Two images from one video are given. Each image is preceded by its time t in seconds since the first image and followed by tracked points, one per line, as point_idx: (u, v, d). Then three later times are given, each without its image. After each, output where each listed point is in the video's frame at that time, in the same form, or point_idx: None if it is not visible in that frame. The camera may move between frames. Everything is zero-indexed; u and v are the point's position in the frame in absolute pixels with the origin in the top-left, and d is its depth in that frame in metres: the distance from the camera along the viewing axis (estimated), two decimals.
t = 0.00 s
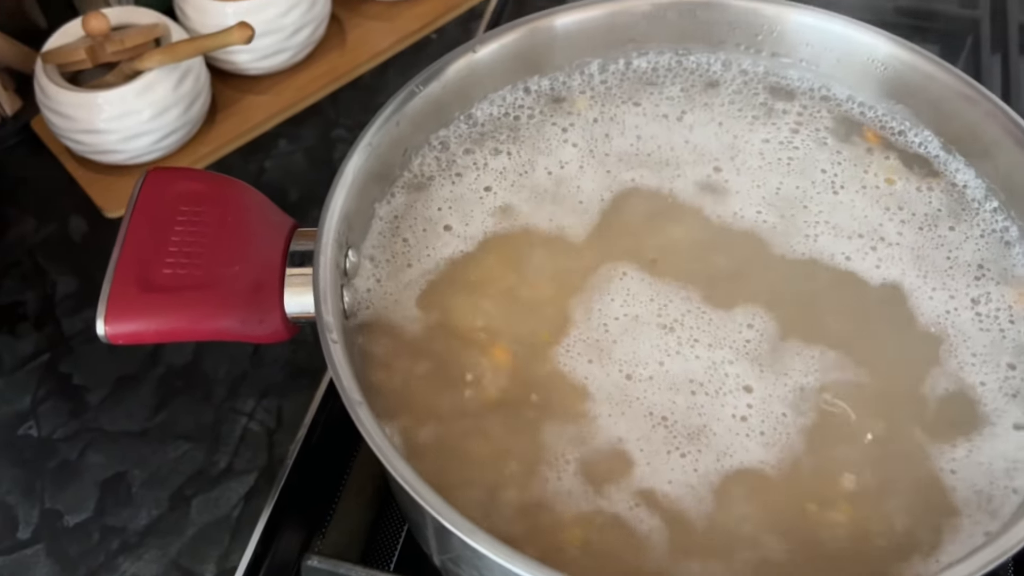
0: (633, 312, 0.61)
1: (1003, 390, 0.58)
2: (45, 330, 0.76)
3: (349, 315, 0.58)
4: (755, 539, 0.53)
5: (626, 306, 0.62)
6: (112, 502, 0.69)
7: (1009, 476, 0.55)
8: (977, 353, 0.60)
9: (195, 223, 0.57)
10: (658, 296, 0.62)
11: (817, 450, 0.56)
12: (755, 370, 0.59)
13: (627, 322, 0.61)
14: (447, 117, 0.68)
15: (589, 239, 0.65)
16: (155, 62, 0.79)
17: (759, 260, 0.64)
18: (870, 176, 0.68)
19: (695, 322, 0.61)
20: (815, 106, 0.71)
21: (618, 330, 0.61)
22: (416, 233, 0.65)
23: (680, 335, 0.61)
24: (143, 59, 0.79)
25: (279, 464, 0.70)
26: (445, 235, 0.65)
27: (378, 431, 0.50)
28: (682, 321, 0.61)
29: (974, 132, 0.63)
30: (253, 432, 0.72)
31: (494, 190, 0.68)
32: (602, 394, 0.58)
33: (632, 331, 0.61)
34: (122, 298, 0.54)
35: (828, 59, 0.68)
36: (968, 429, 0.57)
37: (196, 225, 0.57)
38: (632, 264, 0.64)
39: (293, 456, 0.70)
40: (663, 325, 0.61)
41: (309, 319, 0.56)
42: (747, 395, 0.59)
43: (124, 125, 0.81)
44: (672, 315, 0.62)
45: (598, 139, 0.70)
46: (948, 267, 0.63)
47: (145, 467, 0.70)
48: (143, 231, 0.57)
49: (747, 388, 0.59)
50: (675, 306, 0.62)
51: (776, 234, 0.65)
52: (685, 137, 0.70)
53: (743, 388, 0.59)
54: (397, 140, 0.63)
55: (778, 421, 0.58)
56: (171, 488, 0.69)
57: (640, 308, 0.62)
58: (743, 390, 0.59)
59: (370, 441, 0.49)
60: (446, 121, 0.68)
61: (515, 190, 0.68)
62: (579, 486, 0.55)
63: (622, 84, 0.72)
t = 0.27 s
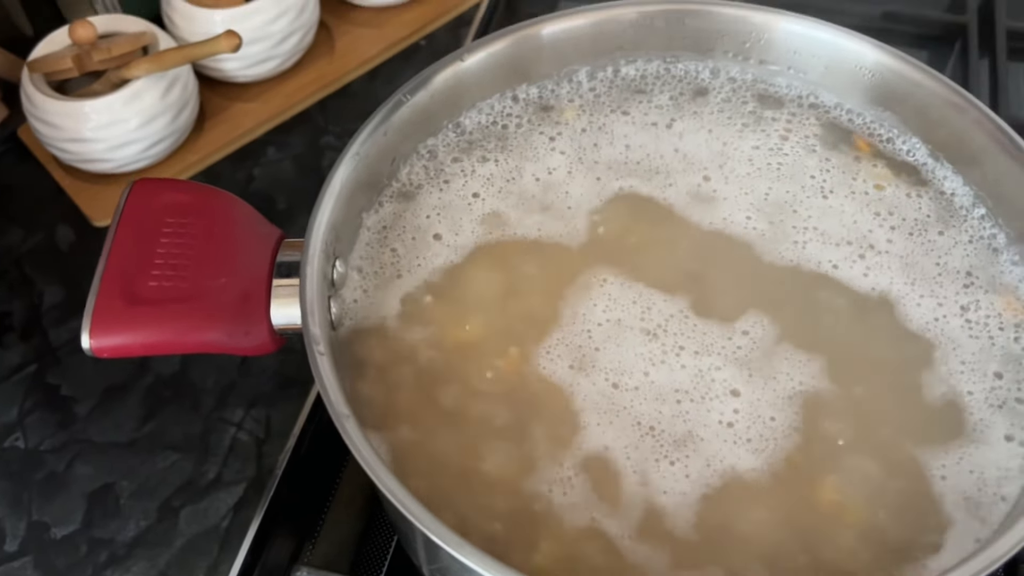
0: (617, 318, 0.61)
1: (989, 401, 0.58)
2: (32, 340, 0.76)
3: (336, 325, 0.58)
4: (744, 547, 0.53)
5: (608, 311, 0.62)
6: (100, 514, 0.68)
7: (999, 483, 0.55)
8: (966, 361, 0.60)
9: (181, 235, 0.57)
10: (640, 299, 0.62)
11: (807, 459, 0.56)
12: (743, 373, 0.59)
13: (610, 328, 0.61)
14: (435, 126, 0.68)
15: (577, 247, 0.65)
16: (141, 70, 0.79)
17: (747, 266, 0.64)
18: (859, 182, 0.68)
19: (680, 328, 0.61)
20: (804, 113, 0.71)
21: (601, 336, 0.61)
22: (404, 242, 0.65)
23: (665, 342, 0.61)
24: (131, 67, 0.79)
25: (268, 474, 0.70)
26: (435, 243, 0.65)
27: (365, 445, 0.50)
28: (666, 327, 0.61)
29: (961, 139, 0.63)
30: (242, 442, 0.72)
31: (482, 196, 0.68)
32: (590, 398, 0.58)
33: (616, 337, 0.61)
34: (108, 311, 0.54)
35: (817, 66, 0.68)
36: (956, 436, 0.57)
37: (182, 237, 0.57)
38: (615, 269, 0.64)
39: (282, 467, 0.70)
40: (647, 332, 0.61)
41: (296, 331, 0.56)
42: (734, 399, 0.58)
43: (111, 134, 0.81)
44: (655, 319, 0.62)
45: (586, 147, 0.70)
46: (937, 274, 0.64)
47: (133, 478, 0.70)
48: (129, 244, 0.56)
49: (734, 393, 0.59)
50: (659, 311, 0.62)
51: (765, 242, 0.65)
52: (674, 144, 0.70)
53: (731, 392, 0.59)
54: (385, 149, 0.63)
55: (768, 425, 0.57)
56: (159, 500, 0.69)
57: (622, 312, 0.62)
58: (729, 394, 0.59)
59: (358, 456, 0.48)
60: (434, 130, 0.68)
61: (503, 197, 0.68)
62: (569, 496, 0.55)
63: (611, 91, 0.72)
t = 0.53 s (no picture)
0: (599, 322, 0.62)
1: (966, 398, 0.59)
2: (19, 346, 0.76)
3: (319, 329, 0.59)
4: (724, 546, 0.54)
5: (589, 314, 0.62)
6: (87, 518, 0.68)
7: (974, 482, 0.55)
8: (945, 360, 0.60)
9: (165, 240, 0.57)
10: (620, 302, 0.63)
11: (788, 458, 0.57)
12: (721, 375, 0.60)
13: (591, 331, 0.62)
14: (418, 131, 0.68)
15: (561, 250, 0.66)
16: (127, 76, 0.79)
17: (727, 267, 0.65)
18: (838, 185, 0.69)
19: (660, 327, 0.62)
20: (784, 116, 0.72)
21: (583, 339, 0.62)
22: (387, 245, 0.65)
23: (645, 340, 0.61)
24: (119, 73, 0.79)
25: (255, 478, 0.70)
26: (417, 245, 0.66)
27: (348, 448, 0.50)
28: (646, 326, 0.62)
29: (938, 141, 0.64)
30: (229, 446, 0.72)
31: (464, 200, 0.68)
32: (565, 405, 0.59)
33: (597, 339, 0.62)
34: (92, 317, 0.54)
35: (796, 70, 0.69)
36: (932, 434, 0.57)
37: (166, 242, 0.57)
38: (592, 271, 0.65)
39: (270, 470, 0.71)
40: (628, 331, 0.62)
41: (280, 335, 0.56)
42: (712, 400, 0.59)
43: (96, 139, 0.81)
44: (636, 319, 0.62)
45: (569, 148, 0.71)
46: (914, 275, 0.64)
47: (120, 482, 0.70)
48: (114, 249, 0.57)
49: (712, 393, 0.59)
50: (640, 310, 0.63)
51: (746, 247, 0.66)
52: (655, 150, 0.71)
53: (709, 392, 0.59)
54: (368, 154, 0.64)
55: (747, 426, 0.58)
56: (146, 504, 0.69)
57: (604, 315, 0.62)
58: (708, 395, 0.59)
59: (341, 461, 0.49)
60: (417, 135, 0.68)
61: (484, 199, 0.68)
62: (551, 496, 0.55)
63: (592, 95, 0.73)
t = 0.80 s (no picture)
0: (548, 305, 0.64)
1: (903, 378, 0.60)
2: None
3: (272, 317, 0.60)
4: (667, 523, 0.55)
5: (540, 299, 0.64)
6: (53, 507, 0.70)
7: (907, 458, 0.57)
8: (882, 341, 0.62)
9: (121, 230, 0.59)
10: (571, 288, 0.65)
11: (729, 437, 0.59)
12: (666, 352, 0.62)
13: (541, 314, 0.63)
14: (373, 124, 0.69)
15: (513, 238, 0.67)
16: (94, 73, 0.80)
17: (675, 255, 0.66)
18: (784, 174, 0.71)
19: (608, 310, 0.64)
20: (733, 108, 0.74)
21: (534, 322, 0.63)
22: (343, 236, 0.67)
23: (594, 323, 0.63)
24: (85, 70, 0.80)
25: (220, 467, 0.72)
26: (373, 235, 0.67)
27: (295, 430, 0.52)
28: (595, 309, 0.64)
29: (880, 132, 0.66)
30: (194, 435, 0.73)
31: (419, 189, 0.70)
32: (511, 389, 0.60)
33: (547, 323, 0.63)
34: (48, 304, 0.55)
35: (744, 62, 0.70)
36: (869, 414, 0.59)
37: (123, 232, 0.59)
38: (544, 260, 0.66)
39: (234, 460, 0.72)
40: (577, 316, 0.63)
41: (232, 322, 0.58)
42: (656, 377, 0.61)
43: (64, 135, 0.82)
44: (585, 303, 0.64)
45: (522, 143, 0.73)
46: (857, 261, 0.66)
47: (86, 471, 0.71)
48: (70, 239, 0.58)
49: (656, 370, 0.61)
50: (587, 296, 0.64)
51: (690, 236, 0.67)
52: (605, 141, 0.73)
53: (653, 370, 0.61)
54: (323, 146, 0.65)
55: (687, 403, 0.60)
56: (112, 492, 0.70)
57: (554, 300, 0.64)
58: (653, 372, 0.61)
59: (287, 440, 0.50)
60: (373, 128, 0.70)
61: (439, 189, 0.70)
62: (499, 477, 0.57)
63: (548, 89, 0.75)
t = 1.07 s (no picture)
0: (506, 293, 0.65)
1: (849, 366, 0.62)
2: None
3: (229, 310, 0.61)
4: (616, 507, 0.56)
5: (498, 286, 0.66)
6: (22, 501, 0.71)
7: (848, 442, 0.58)
8: (828, 332, 0.63)
9: (79, 224, 0.60)
10: (526, 277, 0.66)
11: (678, 423, 0.60)
12: (620, 337, 0.63)
13: (499, 303, 0.65)
14: (333, 121, 0.71)
15: (470, 231, 0.69)
16: (64, 73, 0.80)
17: (627, 247, 0.68)
18: (736, 168, 0.72)
19: (564, 297, 0.65)
20: (687, 104, 0.75)
21: (492, 312, 0.64)
22: (302, 232, 0.68)
23: (550, 310, 0.65)
24: (54, 69, 0.80)
25: (187, 461, 0.73)
26: (334, 232, 0.68)
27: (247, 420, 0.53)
28: (551, 297, 0.65)
29: (827, 125, 0.67)
30: (162, 430, 0.74)
31: (380, 184, 0.71)
32: (464, 369, 0.62)
33: (504, 311, 0.64)
34: (5, 297, 0.56)
35: (697, 58, 0.72)
36: (811, 401, 0.61)
37: (80, 226, 0.60)
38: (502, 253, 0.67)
39: (201, 454, 0.73)
40: (533, 303, 0.65)
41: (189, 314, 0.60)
42: (609, 359, 0.62)
43: (34, 134, 0.83)
44: (540, 291, 0.66)
45: (480, 139, 0.74)
46: (804, 252, 0.68)
47: (55, 466, 0.72)
48: (28, 233, 0.59)
49: (610, 352, 0.63)
50: (544, 283, 0.66)
51: (639, 226, 0.69)
52: (562, 136, 0.74)
53: (607, 352, 0.63)
54: (281, 142, 0.66)
55: (639, 382, 0.61)
56: (80, 487, 0.71)
57: (511, 288, 0.66)
58: (606, 354, 0.63)
59: (239, 430, 0.51)
60: (332, 124, 0.71)
61: (399, 185, 0.71)
62: (453, 465, 0.58)
63: (506, 85, 0.76)
